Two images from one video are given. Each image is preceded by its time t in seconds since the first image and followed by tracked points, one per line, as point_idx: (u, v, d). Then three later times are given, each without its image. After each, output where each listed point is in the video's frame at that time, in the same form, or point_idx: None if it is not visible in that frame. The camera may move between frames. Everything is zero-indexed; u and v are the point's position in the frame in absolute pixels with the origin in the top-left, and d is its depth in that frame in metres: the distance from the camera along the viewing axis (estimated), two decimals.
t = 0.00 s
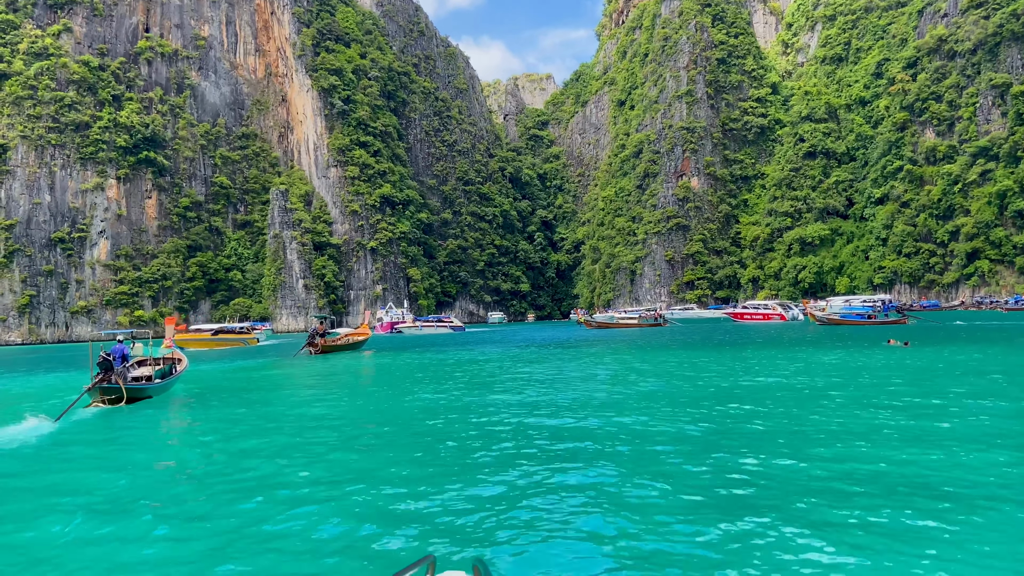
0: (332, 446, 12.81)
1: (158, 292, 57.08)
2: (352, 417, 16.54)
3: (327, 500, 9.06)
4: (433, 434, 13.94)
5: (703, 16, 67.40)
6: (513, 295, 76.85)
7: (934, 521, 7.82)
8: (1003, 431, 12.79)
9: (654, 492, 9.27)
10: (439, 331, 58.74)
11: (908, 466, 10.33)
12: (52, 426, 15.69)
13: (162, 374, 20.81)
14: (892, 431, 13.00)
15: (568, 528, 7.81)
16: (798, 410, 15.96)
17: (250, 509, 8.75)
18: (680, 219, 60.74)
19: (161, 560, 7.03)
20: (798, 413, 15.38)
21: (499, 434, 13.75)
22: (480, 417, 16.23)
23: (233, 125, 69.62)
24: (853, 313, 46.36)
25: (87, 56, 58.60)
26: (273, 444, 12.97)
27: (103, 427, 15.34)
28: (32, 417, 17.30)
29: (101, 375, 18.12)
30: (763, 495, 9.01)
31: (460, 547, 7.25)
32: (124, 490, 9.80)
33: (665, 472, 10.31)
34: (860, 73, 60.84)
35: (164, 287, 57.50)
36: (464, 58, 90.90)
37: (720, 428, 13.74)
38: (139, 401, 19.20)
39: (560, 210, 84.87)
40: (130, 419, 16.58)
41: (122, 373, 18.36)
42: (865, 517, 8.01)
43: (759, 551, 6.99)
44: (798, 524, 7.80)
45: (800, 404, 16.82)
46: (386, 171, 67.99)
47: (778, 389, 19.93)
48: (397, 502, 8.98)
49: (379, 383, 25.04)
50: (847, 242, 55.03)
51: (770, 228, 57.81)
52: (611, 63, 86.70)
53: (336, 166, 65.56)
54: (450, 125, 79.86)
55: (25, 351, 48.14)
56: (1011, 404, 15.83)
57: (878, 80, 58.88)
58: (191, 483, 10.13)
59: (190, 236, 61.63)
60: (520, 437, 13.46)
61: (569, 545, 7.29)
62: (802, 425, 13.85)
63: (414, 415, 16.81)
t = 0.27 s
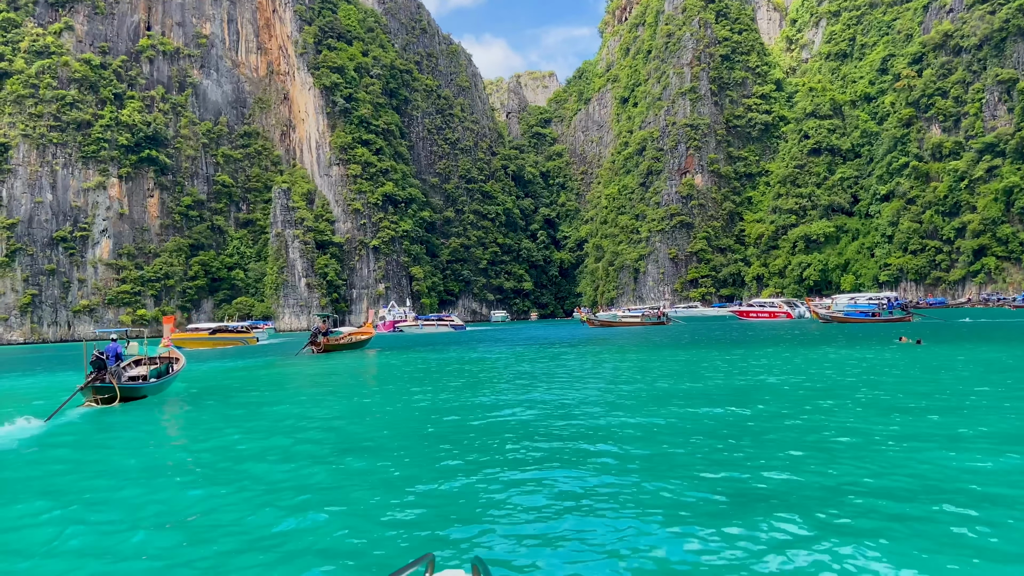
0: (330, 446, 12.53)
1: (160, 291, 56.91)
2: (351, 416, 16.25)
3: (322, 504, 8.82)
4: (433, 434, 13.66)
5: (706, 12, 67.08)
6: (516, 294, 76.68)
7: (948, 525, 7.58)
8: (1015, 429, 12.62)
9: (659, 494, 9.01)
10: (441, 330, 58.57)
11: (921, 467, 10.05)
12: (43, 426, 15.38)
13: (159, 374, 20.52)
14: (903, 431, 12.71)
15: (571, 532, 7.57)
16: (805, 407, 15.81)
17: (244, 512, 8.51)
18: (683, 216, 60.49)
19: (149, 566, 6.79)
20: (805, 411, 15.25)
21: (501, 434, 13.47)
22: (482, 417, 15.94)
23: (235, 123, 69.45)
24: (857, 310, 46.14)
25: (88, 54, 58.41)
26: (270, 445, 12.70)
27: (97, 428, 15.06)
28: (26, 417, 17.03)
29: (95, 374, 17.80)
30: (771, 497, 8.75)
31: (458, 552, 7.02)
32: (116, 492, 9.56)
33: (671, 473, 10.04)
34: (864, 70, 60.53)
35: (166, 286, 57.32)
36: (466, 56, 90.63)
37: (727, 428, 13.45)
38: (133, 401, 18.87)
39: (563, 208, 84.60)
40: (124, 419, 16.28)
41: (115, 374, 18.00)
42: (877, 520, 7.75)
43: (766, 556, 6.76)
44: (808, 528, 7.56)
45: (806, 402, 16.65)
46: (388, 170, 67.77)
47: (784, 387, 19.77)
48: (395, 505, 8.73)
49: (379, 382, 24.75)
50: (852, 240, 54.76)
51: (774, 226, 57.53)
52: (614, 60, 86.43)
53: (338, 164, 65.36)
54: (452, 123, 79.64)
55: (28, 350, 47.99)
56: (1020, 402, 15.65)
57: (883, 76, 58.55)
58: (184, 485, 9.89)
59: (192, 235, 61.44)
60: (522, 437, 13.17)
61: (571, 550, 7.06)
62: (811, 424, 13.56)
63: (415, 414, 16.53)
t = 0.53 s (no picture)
0: (328, 445, 12.34)
1: (162, 290, 56.73)
2: (350, 416, 16.03)
3: (319, 503, 8.67)
4: (432, 433, 13.46)
5: (709, 9, 66.85)
6: (519, 292, 76.54)
7: (955, 522, 7.44)
8: None
9: (664, 492, 8.87)
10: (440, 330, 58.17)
11: (929, 465, 9.86)
12: (33, 426, 15.09)
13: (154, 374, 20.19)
14: (911, 429, 12.49)
15: (571, 531, 7.42)
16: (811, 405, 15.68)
17: (239, 512, 8.35)
18: (687, 214, 60.31)
19: (145, 567, 6.65)
20: (811, 409, 15.12)
21: (501, 433, 13.28)
22: (482, 416, 15.72)
23: (236, 122, 69.31)
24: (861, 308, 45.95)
25: (89, 53, 58.25)
26: (267, 444, 12.51)
27: (90, 427, 14.80)
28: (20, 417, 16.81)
29: (87, 374, 17.47)
30: (775, 495, 8.59)
31: (456, 552, 6.88)
32: (113, 491, 9.41)
33: (674, 471, 9.86)
34: (868, 66, 60.37)
35: (168, 285, 57.13)
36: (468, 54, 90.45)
37: (730, 426, 13.25)
38: (127, 401, 18.58)
39: (566, 206, 84.41)
40: (119, 418, 16.03)
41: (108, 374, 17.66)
42: (884, 518, 7.61)
43: (771, 555, 6.61)
44: (813, 526, 7.41)
45: (812, 400, 16.51)
46: (390, 168, 67.59)
47: (788, 385, 19.64)
48: (393, 505, 8.57)
49: (380, 381, 24.56)
50: (857, 237, 54.53)
51: (778, 223, 57.29)
52: (616, 57, 86.28)
53: (340, 163, 65.22)
54: (455, 122, 79.46)
55: (29, 350, 47.84)
56: None
57: (888, 73, 58.36)
58: (178, 484, 9.71)
59: (194, 234, 61.27)
60: (523, 435, 12.97)
61: (574, 549, 6.92)
62: (817, 422, 13.35)
63: (414, 413, 16.31)
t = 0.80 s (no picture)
0: (326, 445, 12.21)
1: (164, 290, 56.53)
2: (350, 415, 15.84)
3: (319, 501, 8.66)
4: (433, 432, 13.30)
5: (713, 6, 66.60)
6: (522, 291, 76.37)
7: (970, 520, 7.31)
8: None
9: (673, 491, 8.72)
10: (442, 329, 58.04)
11: (934, 462, 9.75)
12: (26, 428, 14.86)
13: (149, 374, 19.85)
14: (917, 427, 12.35)
15: (569, 527, 7.41)
16: (818, 403, 15.52)
17: (239, 510, 8.35)
18: (690, 212, 60.09)
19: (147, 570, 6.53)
20: (819, 407, 14.95)
21: (504, 431, 13.10)
22: (483, 415, 15.54)
23: (238, 121, 69.16)
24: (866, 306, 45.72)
25: (91, 52, 58.04)
26: (264, 444, 12.36)
27: (84, 429, 14.59)
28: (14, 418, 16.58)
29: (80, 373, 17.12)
30: (778, 491, 8.55)
31: (454, 548, 6.90)
32: (113, 493, 9.28)
33: (677, 469, 9.78)
34: (873, 63, 60.12)
35: (170, 285, 56.93)
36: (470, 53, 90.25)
37: (735, 424, 13.14)
38: (121, 401, 18.34)
39: (569, 205, 84.22)
40: (114, 420, 15.83)
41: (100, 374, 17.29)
42: (897, 516, 7.48)
43: (767, 549, 6.63)
44: (814, 521, 7.41)
45: (820, 399, 16.35)
46: (393, 167, 67.42)
47: (794, 384, 19.48)
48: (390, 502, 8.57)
49: (383, 380, 24.41)
50: (862, 235, 54.26)
51: (782, 221, 57.07)
52: (619, 55, 86.12)
53: (342, 162, 65.03)
54: (457, 120, 79.26)
55: (31, 351, 47.66)
56: None
57: (893, 69, 58.09)
58: (176, 485, 9.64)
59: (196, 233, 61.06)
60: (524, 434, 12.83)
61: (583, 549, 6.80)
62: (824, 421, 13.21)
63: (414, 412, 16.13)
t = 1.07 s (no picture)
0: (325, 447, 11.96)
1: (167, 290, 56.37)
2: (349, 416, 15.55)
3: (316, 503, 8.45)
4: (433, 433, 13.03)
5: (716, 3, 66.33)
6: (525, 290, 76.19)
7: (977, 516, 7.26)
8: None
9: (677, 488, 8.67)
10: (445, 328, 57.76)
11: (948, 462, 9.49)
12: (25, 430, 14.78)
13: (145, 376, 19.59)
14: (928, 426, 12.12)
15: (572, 529, 7.22)
16: (823, 402, 15.43)
17: (234, 515, 8.14)
18: (694, 210, 59.88)
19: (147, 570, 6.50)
20: (823, 405, 14.87)
21: (505, 432, 12.83)
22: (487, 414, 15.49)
23: (240, 120, 69.02)
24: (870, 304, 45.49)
25: (92, 52, 57.89)
26: (263, 446, 12.16)
27: (77, 432, 14.31)
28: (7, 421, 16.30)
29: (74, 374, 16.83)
30: (786, 492, 8.33)
31: (454, 551, 6.70)
32: (115, 494, 9.23)
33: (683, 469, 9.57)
34: (878, 59, 59.84)
35: (173, 284, 56.77)
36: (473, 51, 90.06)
37: (741, 422, 13.05)
38: (117, 403, 18.05)
39: (572, 203, 84.02)
40: (109, 423, 15.53)
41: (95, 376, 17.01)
42: (904, 512, 7.42)
43: (774, 549, 6.46)
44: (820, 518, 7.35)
45: (824, 397, 16.27)
46: (395, 166, 67.23)
47: (798, 382, 19.38)
48: (389, 504, 8.37)
49: (385, 380, 24.33)
50: (867, 232, 53.97)
51: (787, 219, 56.87)
52: (623, 53, 85.94)
53: (345, 161, 64.82)
54: (460, 119, 79.06)
55: (33, 351, 47.54)
56: None
57: (898, 65, 57.79)
58: (172, 488, 9.45)
59: (198, 233, 60.89)
60: (526, 435, 12.55)
61: (586, 546, 6.75)
62: (829, 418, 13.15)
63: (415, 413, 15.84)
